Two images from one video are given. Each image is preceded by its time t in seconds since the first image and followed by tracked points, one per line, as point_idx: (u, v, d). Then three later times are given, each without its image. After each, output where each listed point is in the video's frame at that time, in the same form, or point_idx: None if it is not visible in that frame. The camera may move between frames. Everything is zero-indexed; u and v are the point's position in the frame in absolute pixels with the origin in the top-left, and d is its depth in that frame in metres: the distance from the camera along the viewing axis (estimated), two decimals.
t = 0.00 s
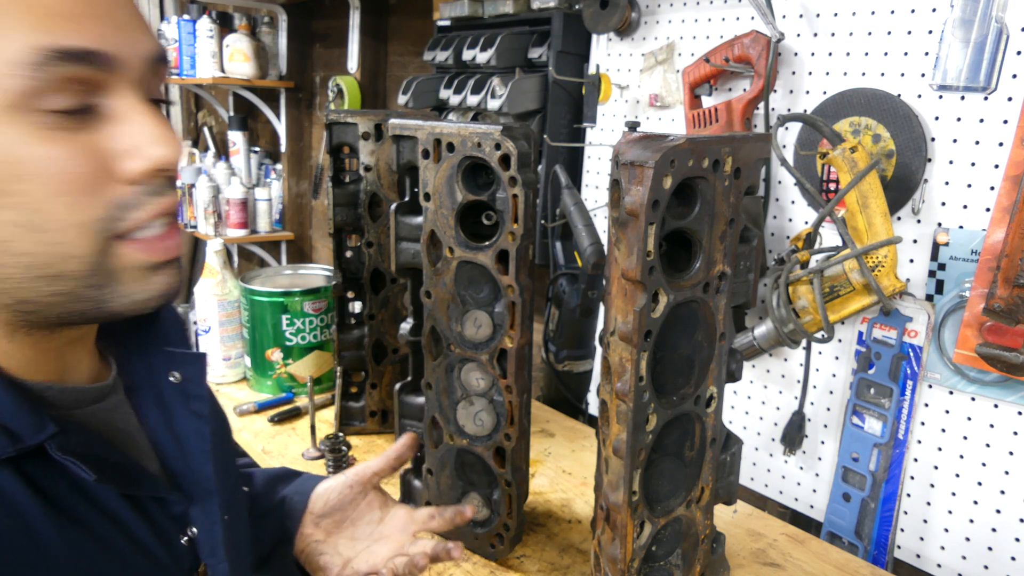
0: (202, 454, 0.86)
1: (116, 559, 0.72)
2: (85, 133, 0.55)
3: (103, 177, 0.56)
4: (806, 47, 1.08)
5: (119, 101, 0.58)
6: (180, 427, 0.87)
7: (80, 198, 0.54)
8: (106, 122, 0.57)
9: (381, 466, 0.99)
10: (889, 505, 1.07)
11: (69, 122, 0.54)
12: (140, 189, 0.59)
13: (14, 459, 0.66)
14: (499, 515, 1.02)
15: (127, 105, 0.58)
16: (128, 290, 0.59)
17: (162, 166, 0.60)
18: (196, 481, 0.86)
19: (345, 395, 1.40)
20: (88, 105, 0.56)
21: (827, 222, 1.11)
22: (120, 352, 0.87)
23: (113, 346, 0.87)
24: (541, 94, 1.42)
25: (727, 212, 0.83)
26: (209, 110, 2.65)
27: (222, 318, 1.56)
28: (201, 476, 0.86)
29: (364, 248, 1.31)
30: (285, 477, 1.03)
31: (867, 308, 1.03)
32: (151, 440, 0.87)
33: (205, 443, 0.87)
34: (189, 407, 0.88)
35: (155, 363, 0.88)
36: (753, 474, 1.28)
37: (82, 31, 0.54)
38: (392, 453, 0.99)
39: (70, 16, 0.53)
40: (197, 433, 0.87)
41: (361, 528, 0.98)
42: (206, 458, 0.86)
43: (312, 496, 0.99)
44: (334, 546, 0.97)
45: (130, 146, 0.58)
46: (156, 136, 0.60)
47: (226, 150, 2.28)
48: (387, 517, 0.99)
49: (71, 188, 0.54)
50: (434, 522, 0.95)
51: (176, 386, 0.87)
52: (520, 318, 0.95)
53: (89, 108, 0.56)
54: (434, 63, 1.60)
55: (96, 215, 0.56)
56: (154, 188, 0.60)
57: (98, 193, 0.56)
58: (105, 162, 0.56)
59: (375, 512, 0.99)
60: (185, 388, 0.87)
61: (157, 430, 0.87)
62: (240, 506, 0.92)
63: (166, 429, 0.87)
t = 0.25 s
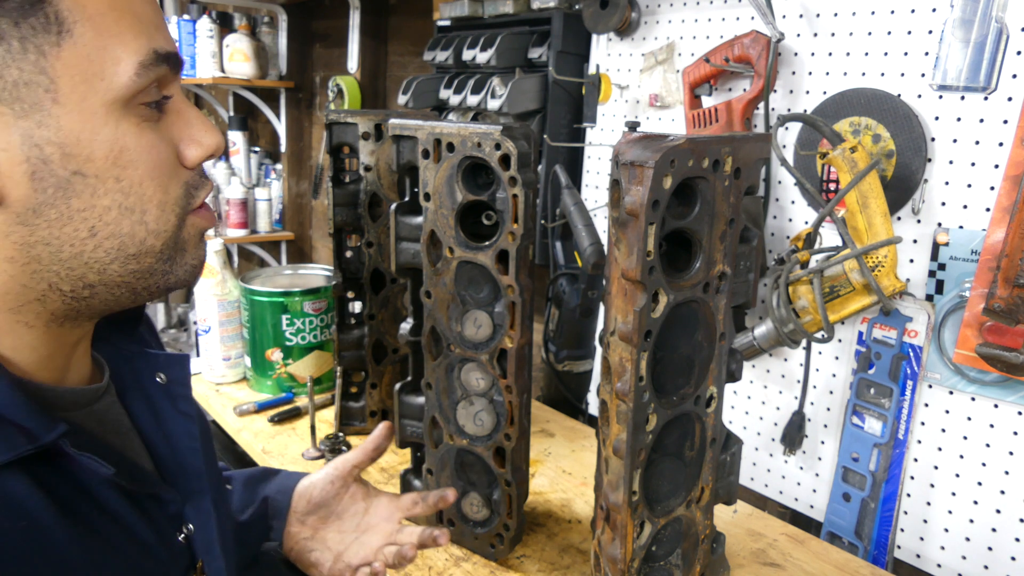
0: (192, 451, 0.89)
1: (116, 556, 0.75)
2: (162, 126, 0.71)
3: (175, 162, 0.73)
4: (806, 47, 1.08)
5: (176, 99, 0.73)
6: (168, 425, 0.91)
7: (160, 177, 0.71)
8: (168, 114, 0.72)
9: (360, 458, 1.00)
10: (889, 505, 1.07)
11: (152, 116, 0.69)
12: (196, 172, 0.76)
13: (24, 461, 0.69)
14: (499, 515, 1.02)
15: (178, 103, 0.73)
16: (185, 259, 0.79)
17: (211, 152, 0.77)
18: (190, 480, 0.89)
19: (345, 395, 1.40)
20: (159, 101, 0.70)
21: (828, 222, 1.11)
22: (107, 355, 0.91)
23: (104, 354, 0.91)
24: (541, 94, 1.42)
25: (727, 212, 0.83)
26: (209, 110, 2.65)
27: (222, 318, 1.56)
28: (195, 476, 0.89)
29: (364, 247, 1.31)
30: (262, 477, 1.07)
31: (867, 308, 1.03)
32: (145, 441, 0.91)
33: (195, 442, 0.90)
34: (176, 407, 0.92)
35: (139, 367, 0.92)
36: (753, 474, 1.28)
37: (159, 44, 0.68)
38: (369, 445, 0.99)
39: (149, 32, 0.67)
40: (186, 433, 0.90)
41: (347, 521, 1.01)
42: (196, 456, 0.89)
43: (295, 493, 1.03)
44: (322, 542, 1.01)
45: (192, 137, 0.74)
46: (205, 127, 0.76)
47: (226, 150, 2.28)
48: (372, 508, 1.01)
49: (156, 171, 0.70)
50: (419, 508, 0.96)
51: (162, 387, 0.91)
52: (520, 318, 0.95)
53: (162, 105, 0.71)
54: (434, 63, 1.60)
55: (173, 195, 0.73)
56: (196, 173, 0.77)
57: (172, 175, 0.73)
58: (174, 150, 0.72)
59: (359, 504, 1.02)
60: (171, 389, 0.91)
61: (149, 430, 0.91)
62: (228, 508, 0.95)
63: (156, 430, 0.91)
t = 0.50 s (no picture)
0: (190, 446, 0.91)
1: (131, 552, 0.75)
2: (173, 126, 0.72)
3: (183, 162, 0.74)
4: (806, 47, 1.08)
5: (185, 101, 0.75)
6: (166, 421, 0.92)
7: (171, 178, 0.72)
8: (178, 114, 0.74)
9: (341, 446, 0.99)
10: (889, 505, 1.07)
11: (164, 117, 0.71)
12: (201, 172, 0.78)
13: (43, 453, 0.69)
14: (499, 515, 1.02)
15: (187, 104, 0.75)
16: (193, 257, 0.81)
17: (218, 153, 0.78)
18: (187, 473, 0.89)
19: (345, 396, 1.40)
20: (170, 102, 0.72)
21: (828, 222, 1.11)
22: (104, 354, 0.92)
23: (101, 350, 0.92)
24: (541, 94, 1.42)
25: (727, 212, 0.83)
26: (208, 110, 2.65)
27: (222, 318, 1.56)
28: (188, 470, 0.88)
29: (364, 248, 1.31)
30: (244, 469, 1.08)
31: (867, 308, 1.03)
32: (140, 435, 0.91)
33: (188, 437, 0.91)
34: (170, 404, 0.93)
35: (134, 365, 0.93)
36: (753, 474, 1.28)
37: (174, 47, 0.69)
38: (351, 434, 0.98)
39: (165, 34, 0.68)
40: (179, 428, 0.91)
41: (334, 508, 1.01)
42: (188, 452, 0.90)
43: (279, 484, 1.04)
44: (310, 529, 1.02)
45: (200, 139, 0.76)
46: (212, 128, 0.78)
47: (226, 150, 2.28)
48: (357, 494, 1.01)
49: (166, 170, 0.72)
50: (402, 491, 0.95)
51: (156, 382, 0.93)
52: (520, 318, 0.95)
53: (173, 106, 0.72)
54: (434, 63, 1.61)
55: (183, 195, 0.75)
56: (201, 174, 0.78)
57: (181, 175, 0.74)
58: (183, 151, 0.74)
59: (345, 491, 1.02)
60: (164, 385, 0.93)
61: (144, 425, 0.91)
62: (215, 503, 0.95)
63: (153, 427, 0.91)
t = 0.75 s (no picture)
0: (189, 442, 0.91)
1: (142, 546, 0.76)
2: (180, 123, 0.73)
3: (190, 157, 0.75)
4: (806, 47, 1.08)
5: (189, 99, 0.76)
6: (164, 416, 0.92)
7: (180, 173, 0.73)
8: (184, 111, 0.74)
9: (332, 436, 1.03)
10: (889, 505, 1.07)
11: (172, 114, 0.71)
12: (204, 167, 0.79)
13: (53, 448, 0.70)
14: (499, 515, 1.02)
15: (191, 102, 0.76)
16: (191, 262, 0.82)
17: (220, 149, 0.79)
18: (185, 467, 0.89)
19: (345, 396, 1.40)
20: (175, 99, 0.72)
21: (827, 222, 1.11)
22: (102, 351, 0.91)
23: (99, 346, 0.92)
24: (541, 94, 1.42)
25: (728, 212, 0.83)
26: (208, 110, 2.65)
27: (222, 318, 1.56)
28: (187, 465, 0.89)
29: (364, 247, 1.31)
30: (235, 462, 1.08)
31: (867, 308, 1.03)
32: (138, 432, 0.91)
33: (184, 432, 0.92)
34: (165, 399, 0.93)
35: (130, 362, 0.92)
36: (753, 474, 1.28)
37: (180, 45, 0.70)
38: (341, 424, 1.02)
39: (171, 33, 0.69)
40: (176, 423, 0.92)
41: (329, 496, 1.04)
42: (184, 446, 0.91)
43: (274, 474, 1.05)
44: (307, 518, 1.04)
45: (205, 136, 0.77)
46: (214, 124, 0.79)
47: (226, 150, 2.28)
48: (350, 481, 1.05)
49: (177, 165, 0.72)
50: (395, 475, 1.02)
51: (152, 380, 0.93)
52: (520, 318, 0.95)
53: (178, 103, 0.73)
54: (434, 63, 1.61)
55: (187, 193, 0.76)
56: (204, 169, 0.79)
57: (187, 170, 0.75)
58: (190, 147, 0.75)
59: (337, 478, 1.05)
60: (159, 381, 0.94)
61: (141, 422, 0.91)
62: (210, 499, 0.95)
63: (151, 423, 0.91)
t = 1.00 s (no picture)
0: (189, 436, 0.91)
1: (148, 540, 0.76)
2: (179, 122, 0.73)
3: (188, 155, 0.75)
4: (806, 47, 1.08)
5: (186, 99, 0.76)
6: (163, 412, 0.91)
7: (179, 172, 0.73)
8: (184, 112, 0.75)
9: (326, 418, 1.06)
10: (889, 505, 1.07)
11: (171, 113, 0.71)
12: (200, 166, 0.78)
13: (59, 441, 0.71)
14: (499, 515, 1.02)
15: (189, 104, 0.76)
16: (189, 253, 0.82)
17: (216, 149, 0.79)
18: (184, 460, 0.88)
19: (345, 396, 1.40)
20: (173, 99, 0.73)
21: (827, 222, 1.11)
22: (100, 348, 0.91)
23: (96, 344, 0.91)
24: (541, 94, 1.42)
25: (727, 211, 0.83)
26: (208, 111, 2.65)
27: (221, 318, 1.56)
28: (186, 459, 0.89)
29: (364, 247, 1.31)
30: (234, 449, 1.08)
31: (867, 308, 1.03)
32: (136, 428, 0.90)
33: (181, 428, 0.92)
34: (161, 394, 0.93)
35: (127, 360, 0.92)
36: (753, 474, 1.28)
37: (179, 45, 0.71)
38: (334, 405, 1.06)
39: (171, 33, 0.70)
40: (172, 419, 0.91)
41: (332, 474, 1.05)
42: (184, 442, 0.90)
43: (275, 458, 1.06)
44: (313, 498, 1.05)
45: (202, 135, 0.77)
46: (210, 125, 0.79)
47: (226, 150, 2.28)
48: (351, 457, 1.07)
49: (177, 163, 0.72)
50: (394, 447, 1.05)
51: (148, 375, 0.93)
52: (520, 317, 0.95)
53: (177, 103, 0.73)
54: (434, 63, 1.61)
55: (186, 187, 0.75)
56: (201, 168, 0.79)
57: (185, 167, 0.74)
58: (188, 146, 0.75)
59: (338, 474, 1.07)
60: (156, 378, 0.95)
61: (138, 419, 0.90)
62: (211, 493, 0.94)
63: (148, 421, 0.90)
